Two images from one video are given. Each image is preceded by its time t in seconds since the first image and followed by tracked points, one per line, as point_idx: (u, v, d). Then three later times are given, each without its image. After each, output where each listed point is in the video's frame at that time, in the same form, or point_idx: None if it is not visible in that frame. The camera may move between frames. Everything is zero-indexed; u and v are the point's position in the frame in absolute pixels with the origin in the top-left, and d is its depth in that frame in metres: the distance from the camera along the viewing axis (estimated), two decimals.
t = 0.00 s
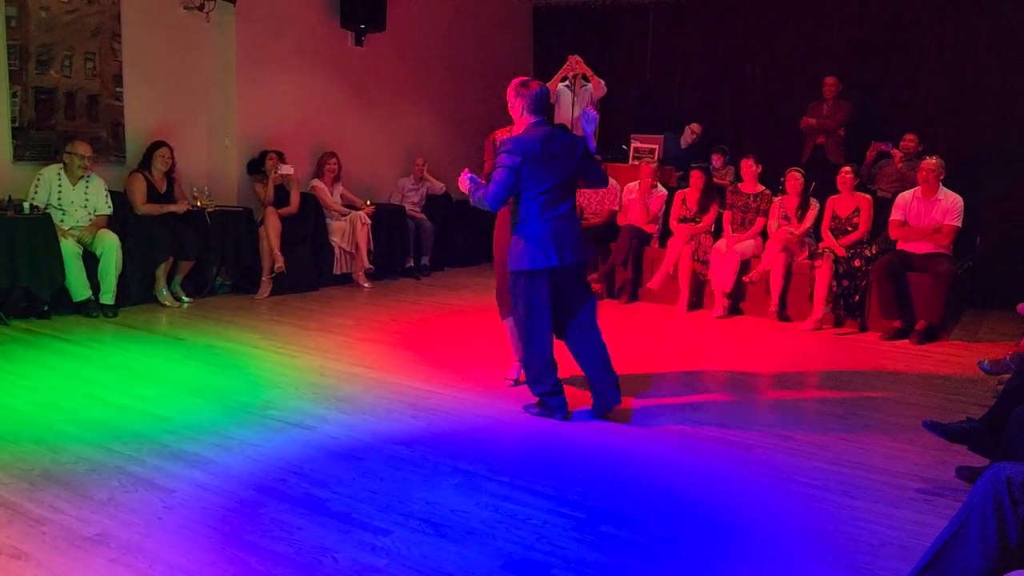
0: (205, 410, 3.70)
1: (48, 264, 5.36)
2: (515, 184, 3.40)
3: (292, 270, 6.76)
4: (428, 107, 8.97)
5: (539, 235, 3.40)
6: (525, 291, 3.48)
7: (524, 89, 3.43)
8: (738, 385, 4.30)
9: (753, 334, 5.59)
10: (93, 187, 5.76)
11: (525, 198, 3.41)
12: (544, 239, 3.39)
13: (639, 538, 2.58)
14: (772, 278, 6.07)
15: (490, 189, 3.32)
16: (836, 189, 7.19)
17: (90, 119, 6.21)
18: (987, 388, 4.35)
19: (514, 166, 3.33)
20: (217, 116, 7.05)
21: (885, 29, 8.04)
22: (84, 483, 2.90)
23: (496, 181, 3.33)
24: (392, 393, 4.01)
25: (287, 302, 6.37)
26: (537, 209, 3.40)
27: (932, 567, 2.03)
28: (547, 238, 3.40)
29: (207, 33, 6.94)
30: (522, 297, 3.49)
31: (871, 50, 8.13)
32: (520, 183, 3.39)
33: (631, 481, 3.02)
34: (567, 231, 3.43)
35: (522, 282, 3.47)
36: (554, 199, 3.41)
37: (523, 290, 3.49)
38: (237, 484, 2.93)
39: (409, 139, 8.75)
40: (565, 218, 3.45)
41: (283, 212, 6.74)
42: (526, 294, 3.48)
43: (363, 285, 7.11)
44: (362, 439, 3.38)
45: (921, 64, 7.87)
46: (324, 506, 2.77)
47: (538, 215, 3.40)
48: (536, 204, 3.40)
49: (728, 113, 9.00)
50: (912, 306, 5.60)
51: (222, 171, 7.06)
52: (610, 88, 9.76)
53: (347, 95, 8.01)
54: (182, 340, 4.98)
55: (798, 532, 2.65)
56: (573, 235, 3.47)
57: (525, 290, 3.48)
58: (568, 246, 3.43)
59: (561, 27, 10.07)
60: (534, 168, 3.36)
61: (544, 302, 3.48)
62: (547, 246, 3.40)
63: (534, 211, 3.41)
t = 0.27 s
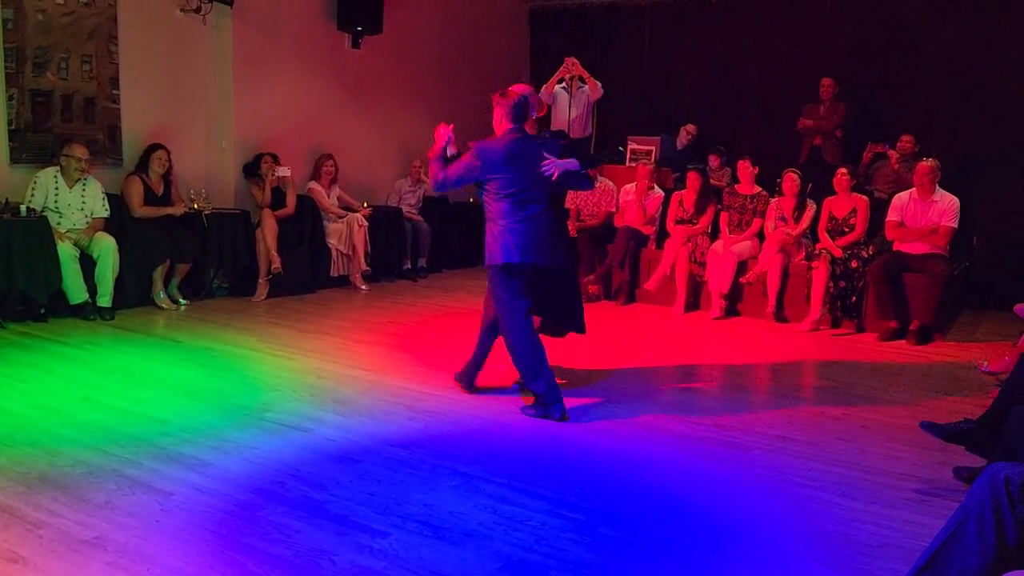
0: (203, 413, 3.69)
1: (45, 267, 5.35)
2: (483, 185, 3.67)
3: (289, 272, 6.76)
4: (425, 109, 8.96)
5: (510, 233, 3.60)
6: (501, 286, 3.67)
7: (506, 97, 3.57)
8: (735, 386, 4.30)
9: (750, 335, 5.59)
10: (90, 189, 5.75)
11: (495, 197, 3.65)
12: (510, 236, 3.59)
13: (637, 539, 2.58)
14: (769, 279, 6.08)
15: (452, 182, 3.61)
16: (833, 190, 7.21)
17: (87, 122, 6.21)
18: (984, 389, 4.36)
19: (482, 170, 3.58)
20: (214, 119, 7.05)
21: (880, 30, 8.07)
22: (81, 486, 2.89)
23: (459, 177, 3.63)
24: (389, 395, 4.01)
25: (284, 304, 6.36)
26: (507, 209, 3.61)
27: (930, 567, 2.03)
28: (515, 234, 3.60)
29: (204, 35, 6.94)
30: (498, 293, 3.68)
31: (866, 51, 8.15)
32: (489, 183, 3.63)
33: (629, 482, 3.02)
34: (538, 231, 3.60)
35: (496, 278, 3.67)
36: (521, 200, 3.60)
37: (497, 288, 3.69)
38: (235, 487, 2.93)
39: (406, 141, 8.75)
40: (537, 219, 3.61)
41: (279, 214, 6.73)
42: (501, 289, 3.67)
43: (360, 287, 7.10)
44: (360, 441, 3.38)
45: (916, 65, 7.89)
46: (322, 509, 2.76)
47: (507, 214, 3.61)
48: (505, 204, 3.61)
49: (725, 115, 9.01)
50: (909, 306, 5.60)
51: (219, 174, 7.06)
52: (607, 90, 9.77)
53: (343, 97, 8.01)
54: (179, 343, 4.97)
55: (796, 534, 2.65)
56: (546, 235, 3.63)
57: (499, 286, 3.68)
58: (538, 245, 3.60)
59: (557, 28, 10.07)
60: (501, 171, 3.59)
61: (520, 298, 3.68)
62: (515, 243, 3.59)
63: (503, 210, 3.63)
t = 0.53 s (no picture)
0: (200, 415, 3.69)
1: (42, 270, 5.34)
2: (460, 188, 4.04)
3: (286, 274, 6.75)
4: (422, 110, 8.96)
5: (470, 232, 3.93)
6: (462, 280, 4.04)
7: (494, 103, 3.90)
8: (733, 387, 4.30)
9: (747, 336, 5.60)
10: (87, 191, 5.73)
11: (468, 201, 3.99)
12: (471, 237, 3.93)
13: (635, 540, 2.58)
14: (766, 280, 6.09)
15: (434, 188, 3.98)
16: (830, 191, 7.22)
17: (83, 124, 6.20)
18: (981, 390, 4.36)
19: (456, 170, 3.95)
20: (211, 120, 7.04)
21: (877, 31, 8.08)
22: (78, 488, 2.88)
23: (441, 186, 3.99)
24: (387, 397, 4.01)
25: (282, 306, 6.36)
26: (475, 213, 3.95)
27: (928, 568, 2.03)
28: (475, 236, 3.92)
29: (201, 37, 6.92)
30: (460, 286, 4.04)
31: (863, 53, 8.17)
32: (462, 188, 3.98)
33: (627, 483, 3.03)
34: (498, 234, 3.91)
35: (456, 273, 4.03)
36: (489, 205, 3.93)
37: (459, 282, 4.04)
38: (232, 489, 2.92)
39: (403, 142, 8.75)
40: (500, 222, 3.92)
41: (276, 215, 6.73)
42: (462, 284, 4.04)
43: (357, 289, 7.10)
44: (357, 443, 3.38)
45: (913, 67, 7.91)
46: (319, 510, 2.76)
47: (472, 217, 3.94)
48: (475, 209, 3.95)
49: (722, 116, 9.02)
50: (906, 307, 5.61)
51: (216, 176, 7.05)
52: (604, 91, 9.78)
53: (340, 99, 8.00)
54: (176, 345, 4.96)
55: (794, 535, 2.65)
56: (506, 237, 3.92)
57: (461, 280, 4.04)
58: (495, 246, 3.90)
59: (554, 30, 10.07)
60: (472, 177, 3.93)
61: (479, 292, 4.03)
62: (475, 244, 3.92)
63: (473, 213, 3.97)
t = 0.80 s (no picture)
0: (196, 416, 3.68)
1: (38, 271, 5.33)
2: (466, 184, 4.15)
3: (283, 275, 6.75)
4: (419, 112, 8.96)
5: (476, 225, 4.03)
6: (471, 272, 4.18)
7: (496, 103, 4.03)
8: (730, 388, 4.31)
9: (745, 337, 5.61)
10: (83, 192, 5.73)
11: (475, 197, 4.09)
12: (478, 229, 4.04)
13: (632, 542, 2.59)
14: (763, 280, 6.09)
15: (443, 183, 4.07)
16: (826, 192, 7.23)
17: (79, 125, 6.19)
18: (977, 390, 4.37)
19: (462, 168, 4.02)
20: (208, 122, 7.02)
21: (873, 33, 8.10)
22: (74, 490, 2.88)
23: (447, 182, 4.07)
24: (384, 398, 4.01)
25: (279, 307, 6.35)
26: (481, 207, 4.04)
27: (925, 568, 2.03)
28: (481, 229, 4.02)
29: (197, 38, 6.91)
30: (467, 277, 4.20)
31: (859, 54, 8.18)
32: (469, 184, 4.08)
33: (624, 484, 3.03)
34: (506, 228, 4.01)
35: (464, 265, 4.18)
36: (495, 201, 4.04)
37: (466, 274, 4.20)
38: (230, 490, 2.92)
39: (400, 144, 8.74)
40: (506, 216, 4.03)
41: (273, 217, 6.72)
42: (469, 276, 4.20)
43: (354, 290, 7.09)
44: (355, 444, 3.38)
45: (908, 68, 7.92)
46: (316, 512, 2.76)
47: (479, 210, 4.03)
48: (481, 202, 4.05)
49: (719, 118, 9.03)
50: (902, 308, 5.62)
51: (212, 177, 7.04)
52: (600, 92, 9.78)
53: (337, 100, 8.00)
54: (173, 347, 4.96)
55: (791, 536, 2.65)
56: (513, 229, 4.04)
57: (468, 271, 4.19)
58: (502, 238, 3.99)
59: (551, 31, 10.07)
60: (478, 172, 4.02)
61: (490, 286, 4.05)
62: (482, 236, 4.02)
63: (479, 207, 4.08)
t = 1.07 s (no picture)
0: (193, 418, 3.67)
1: (34, 272, 5.31)
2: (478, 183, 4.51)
3: (279, 276, 6.74)
4: (416, 113, 8.96)
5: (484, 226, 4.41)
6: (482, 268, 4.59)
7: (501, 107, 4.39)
8: (727, 389, 4.31)
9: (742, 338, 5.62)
10: (80, 194, 5.71)
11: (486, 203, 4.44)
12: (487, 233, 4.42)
13: (630, 543, 2.58)
14: (759, 282, 6.09)
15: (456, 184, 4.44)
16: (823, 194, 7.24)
17: (76, 126, 6.18)
18: (973, 391, 4.38)
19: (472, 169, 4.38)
20: (205, 123, 7.02)
21: (869, 35, 8.12)
22: (70, 492, 2.87)
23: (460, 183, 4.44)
24: (381, 400, 4.01)
25: (276, 308, 6.35)
26: (489, 204, 4.41)
27: (921, 569, 2.04)
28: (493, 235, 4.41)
29: (194, 39, 6.91)
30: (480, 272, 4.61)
31: (855, 56, 8.20)
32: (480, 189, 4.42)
33: (621, 486, 3.02)
34: (516, 225, 4.38)
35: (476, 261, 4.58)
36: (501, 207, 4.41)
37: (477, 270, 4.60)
38: (227, 492, 2.91)
39: (397, 145, 8.74)
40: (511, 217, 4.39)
41: (270, 218, 6.71)
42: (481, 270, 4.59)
43: (351, 292, 7.08)
44: (352, 446, 3.37)
45: (905, 69, 7.94)
46: (313, 514, 2.75)
47: (486, 209, 4.39)
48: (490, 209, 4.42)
49: (715, 119, 9.05)
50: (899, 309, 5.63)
51: (209, 178, 7.03)
52: (597, 94, 9.79)
53: (334, 101, 8.00)
54: (169, 348, 4.94)
55: (788, 537, 2.65)
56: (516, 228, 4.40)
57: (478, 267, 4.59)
58: (507, 237, 4.37)
59: (548, 33, 10.08)
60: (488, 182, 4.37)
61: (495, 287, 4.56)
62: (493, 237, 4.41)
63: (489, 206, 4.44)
